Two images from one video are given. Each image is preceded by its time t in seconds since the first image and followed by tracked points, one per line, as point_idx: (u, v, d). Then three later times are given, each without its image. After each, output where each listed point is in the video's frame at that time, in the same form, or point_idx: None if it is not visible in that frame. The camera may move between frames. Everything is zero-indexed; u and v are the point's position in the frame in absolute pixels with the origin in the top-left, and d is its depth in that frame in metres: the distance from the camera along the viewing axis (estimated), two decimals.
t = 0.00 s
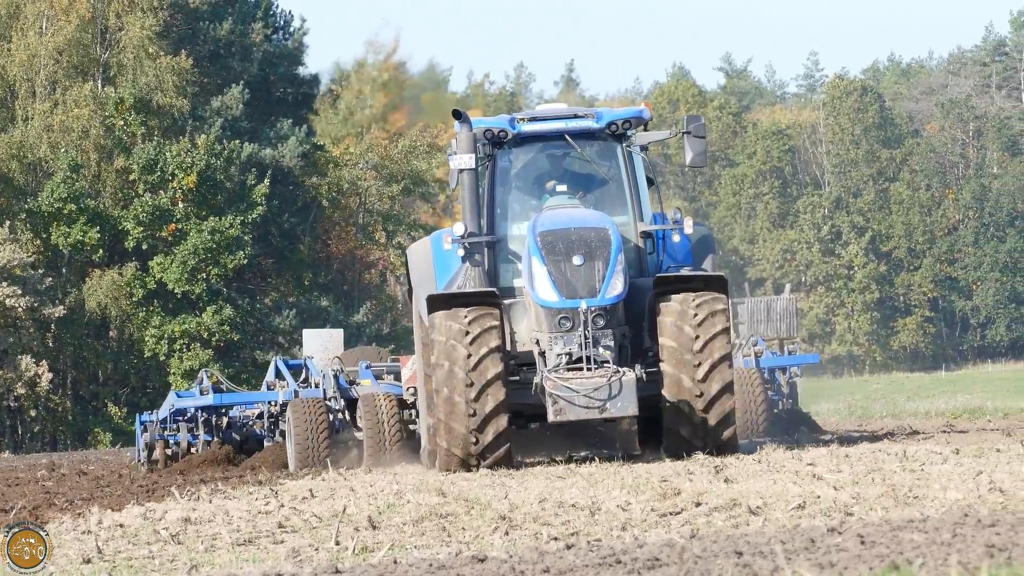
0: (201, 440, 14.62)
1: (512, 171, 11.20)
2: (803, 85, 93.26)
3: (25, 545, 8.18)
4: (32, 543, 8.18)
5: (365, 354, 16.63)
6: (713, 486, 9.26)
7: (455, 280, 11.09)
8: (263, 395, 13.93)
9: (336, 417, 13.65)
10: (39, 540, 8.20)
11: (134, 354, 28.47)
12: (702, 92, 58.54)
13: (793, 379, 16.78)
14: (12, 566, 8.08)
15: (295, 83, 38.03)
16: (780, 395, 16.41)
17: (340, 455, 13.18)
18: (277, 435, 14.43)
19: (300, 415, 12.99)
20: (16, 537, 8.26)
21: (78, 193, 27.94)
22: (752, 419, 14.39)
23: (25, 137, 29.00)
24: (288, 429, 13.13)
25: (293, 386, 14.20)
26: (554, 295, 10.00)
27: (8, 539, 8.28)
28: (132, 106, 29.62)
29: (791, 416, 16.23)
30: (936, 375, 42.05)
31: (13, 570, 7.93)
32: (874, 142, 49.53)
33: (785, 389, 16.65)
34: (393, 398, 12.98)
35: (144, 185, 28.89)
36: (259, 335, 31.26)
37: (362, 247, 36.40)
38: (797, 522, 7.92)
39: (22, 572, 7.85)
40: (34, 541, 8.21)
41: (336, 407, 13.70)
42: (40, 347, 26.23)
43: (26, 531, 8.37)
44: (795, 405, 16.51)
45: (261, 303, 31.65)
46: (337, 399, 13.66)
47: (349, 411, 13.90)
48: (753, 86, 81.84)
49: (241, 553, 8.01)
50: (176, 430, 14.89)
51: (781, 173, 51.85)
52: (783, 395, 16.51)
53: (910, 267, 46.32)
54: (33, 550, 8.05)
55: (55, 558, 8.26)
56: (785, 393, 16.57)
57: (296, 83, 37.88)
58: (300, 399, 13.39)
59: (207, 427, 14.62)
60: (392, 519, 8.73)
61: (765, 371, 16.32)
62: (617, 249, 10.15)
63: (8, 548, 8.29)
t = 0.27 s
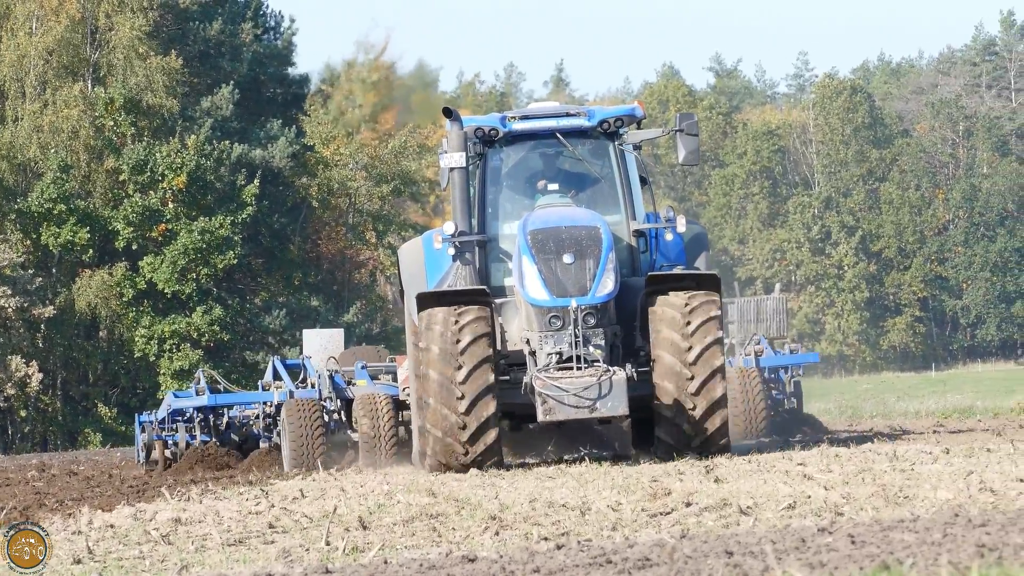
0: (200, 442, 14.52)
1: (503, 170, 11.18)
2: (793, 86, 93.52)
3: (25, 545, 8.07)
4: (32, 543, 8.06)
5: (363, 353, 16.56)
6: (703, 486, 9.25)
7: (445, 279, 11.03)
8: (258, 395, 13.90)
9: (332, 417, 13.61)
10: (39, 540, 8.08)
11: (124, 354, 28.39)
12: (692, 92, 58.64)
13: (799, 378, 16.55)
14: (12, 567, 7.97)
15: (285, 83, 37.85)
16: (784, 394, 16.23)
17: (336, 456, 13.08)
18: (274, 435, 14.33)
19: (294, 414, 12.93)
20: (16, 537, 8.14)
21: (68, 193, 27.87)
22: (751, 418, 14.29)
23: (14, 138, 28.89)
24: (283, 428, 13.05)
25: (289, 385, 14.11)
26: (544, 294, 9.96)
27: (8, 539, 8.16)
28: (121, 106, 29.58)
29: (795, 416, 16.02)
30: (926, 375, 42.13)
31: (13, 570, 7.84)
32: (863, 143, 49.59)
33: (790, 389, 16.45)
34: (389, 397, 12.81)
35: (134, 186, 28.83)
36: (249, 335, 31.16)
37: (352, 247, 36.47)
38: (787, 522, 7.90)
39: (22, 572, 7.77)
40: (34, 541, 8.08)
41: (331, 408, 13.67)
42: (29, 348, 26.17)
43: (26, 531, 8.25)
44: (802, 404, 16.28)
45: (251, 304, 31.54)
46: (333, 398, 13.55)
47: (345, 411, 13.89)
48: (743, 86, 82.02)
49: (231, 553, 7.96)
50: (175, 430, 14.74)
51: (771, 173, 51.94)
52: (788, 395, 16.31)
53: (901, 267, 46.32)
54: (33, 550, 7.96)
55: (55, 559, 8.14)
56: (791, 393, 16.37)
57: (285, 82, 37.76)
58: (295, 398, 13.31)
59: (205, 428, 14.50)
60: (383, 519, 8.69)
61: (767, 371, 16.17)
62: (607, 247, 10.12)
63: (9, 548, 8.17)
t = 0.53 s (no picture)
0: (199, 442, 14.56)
1: (497, 169, 11.17)
2: (785, 86, 93.72)
3: (26, 544, 8.07)
4: (32, 543, 8.05)
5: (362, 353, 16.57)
6: (695, 486, 9.25)
7: (439, 277, 11.02)
8: (253, 395, 13.85)
9: (327, 419, 13.54)
10: (39, 540, 8.07)
11: (117, 354, 28.22)
12: (684, 92, 58.70)
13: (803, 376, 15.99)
14: (12, 566, 7.97)
15: (277, 83, 37.84)
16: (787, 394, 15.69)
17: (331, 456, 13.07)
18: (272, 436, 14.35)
19: (289, 414, 12.94)
20: (16, 537, 8.14)
21: (60, 194, 27.77)
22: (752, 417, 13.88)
23: (6, 138, 28.93)
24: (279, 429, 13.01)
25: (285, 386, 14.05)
26: (537, 294, 9.94)
27: (8, 539, 8.17)
28: (113, 106, 29.48)
29: (798, 415, 15.46)
30: (918, 375, 42.21)
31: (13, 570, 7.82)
32: (856, 143, 49.65)
33: (795, 387, 15.88)
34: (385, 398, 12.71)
35: (127, 187, 28.69)
36: (241, 335, 31.11)
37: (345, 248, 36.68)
38: (778, 522, 7.89)
39: (21, 572, 7.73)
40: (34, 541, 8.08)
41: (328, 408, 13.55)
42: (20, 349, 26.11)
43: (26, 532, 8.26)
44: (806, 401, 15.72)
45: (243, 304, 31.49)
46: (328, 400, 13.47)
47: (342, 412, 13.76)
48: (735, 86, 82.17)
49: (223, 553, 7.95)
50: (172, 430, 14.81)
51: (763, 173, 52.03)
52: (791, 394, 15.77)
53: (893, 267, 46.27)
54: (33, 549, 7.93)
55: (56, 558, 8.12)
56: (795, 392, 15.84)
57: (277, 83, 37.71)
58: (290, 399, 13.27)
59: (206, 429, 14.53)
60: (375, 519, 8.68)
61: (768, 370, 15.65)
62: (601, 247, 10.09)
63: (8, 547, 8.18)
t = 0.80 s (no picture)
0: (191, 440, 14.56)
1: (486, 166, 11.13)
2: (773, 86, 93.99)
3: (24, 545, 7.81)
4: (31, 543, 7.80)
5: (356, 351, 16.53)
6: (681, 486, 9.23)
7: (426, 277, 11.00)
8: (241, 394, 13.81)
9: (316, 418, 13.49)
10: (38, 540, 7.82)
11: (103, 353, 28.09)
12: (672, 92, 58.78)
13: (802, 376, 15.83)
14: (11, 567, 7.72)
15: (265, 83, 37.76)
16: (783, 394, 15.64)
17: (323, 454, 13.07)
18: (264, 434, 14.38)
19: (279, 413, 12.88)
20: (15, 537, 7.88)
21: (46, 192, 27.56)
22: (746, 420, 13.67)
23: None
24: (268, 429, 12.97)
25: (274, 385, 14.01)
26: (524, 293, 9.91)
27: (7, 538, 7.91)
28: (101, 105, 29.26)
29: (794, 415, 15.33)
30: (905, 376, 42.32)
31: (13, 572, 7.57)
32: (843, 143, 49.71)
33: (794, 386, 15.73)
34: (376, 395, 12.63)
35: (114, 185, 28.56)
36: (227, 334, 31.03)
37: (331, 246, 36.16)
38: (765, 522, 7.87)
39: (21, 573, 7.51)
40: (34, 541, 7.82)
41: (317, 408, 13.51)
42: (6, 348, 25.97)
43: (25, 530, 7.99)
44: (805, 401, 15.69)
45: (230, 302, 31.37)
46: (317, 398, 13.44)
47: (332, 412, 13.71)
48: (723, 85, 82.35)
49: (209, 552, 7.88)
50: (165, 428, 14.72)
51: (751, 173, 52.12)
52: (790, 393, 15.67)
53: (880, 267, 46.34)
54: (33, 549, 7.70)
55: (55, 559, 7.88)
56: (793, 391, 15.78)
57: (265, 82, 37.65)
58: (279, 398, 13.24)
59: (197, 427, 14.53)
60: (361, 519, 8.63)
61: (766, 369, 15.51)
62: (589, 246, 10.07)
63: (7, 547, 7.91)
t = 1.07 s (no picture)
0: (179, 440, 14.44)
1: (468, 163, 11.09)
2: (754, 86, 94.36)
3: (25, 545, 8.01)
4: (32, 543, 8.01)
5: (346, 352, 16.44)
6: (662, 486, 9.20)
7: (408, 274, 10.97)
8: (225, 395, 13.74)
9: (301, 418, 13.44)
10: (39, 540, 8.03)
11: (84, 354, 27.88)
12: (653, 92, 58.88)
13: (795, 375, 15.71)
14: (12, 566, 7.88)
15: (245, 83, 37.63)
16: (775, 395, 15.50)
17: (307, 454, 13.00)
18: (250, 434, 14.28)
19: (263, 412, 12.77)
20: (16, 537, 8.08)
21: (28, 192, 27.20)
22: (731, 419, 13.74)
23: None
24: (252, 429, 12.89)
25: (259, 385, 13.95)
26: (505, 292, 9.87)
27: (7, 540, 8.10)
28: (82, 105, 29.00)
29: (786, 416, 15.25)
30: (886, 376, 42.50)
31: (14, 569, 7.72)
32: (823, 144, 49.84)
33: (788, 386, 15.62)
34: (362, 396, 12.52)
35: (95, 185, 28.33)
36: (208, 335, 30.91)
37: (314, 247, 35.54)
38: (747, 522, 7.86)
39: (22, 570, 7.66)
40: (34, 541, 8.03)
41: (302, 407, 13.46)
42: None
43: (25, 532, 8.18)
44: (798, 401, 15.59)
45: (211, 303, 31.25)
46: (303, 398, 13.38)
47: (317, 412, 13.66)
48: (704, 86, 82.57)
49: (191, 552, 7.82)
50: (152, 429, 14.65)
51: (732, 174, 52.25)
52: (783, 393, 15.57)
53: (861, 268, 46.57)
54: (33, 549, 7.88)
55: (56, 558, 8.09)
56: (786, 392, 15.62)
57: (246, 83, 37.51)
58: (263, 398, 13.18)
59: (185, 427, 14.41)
60: (342, 519, 8.57)
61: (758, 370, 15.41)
62: (571, 244, 10.03)
63: (7, 548, 8.10)
